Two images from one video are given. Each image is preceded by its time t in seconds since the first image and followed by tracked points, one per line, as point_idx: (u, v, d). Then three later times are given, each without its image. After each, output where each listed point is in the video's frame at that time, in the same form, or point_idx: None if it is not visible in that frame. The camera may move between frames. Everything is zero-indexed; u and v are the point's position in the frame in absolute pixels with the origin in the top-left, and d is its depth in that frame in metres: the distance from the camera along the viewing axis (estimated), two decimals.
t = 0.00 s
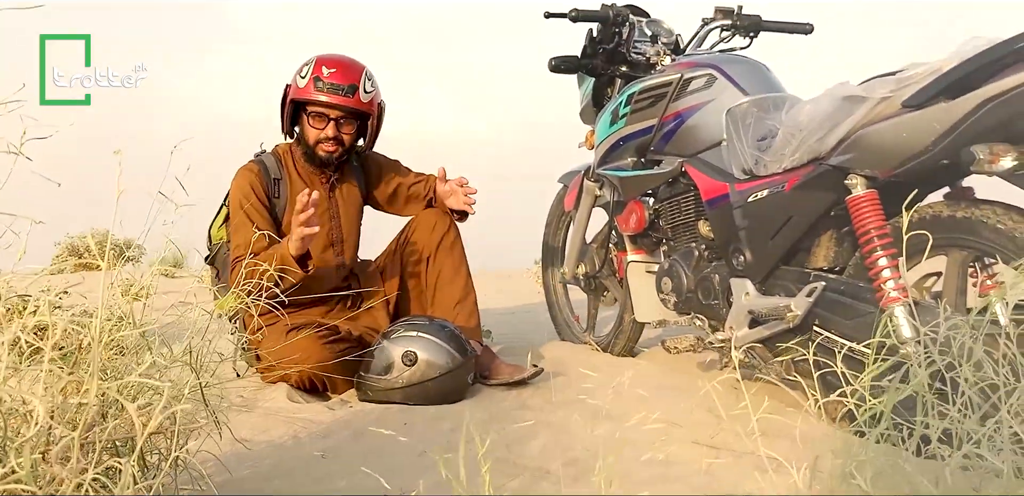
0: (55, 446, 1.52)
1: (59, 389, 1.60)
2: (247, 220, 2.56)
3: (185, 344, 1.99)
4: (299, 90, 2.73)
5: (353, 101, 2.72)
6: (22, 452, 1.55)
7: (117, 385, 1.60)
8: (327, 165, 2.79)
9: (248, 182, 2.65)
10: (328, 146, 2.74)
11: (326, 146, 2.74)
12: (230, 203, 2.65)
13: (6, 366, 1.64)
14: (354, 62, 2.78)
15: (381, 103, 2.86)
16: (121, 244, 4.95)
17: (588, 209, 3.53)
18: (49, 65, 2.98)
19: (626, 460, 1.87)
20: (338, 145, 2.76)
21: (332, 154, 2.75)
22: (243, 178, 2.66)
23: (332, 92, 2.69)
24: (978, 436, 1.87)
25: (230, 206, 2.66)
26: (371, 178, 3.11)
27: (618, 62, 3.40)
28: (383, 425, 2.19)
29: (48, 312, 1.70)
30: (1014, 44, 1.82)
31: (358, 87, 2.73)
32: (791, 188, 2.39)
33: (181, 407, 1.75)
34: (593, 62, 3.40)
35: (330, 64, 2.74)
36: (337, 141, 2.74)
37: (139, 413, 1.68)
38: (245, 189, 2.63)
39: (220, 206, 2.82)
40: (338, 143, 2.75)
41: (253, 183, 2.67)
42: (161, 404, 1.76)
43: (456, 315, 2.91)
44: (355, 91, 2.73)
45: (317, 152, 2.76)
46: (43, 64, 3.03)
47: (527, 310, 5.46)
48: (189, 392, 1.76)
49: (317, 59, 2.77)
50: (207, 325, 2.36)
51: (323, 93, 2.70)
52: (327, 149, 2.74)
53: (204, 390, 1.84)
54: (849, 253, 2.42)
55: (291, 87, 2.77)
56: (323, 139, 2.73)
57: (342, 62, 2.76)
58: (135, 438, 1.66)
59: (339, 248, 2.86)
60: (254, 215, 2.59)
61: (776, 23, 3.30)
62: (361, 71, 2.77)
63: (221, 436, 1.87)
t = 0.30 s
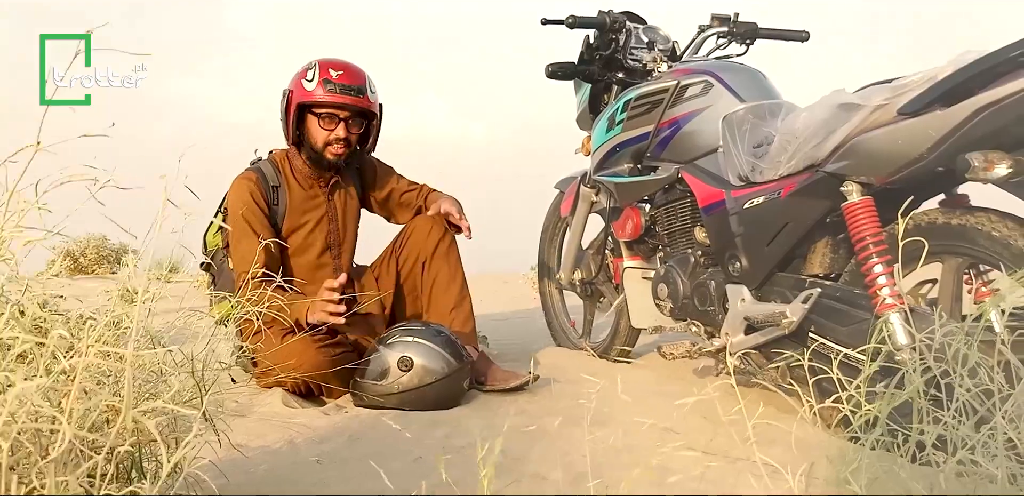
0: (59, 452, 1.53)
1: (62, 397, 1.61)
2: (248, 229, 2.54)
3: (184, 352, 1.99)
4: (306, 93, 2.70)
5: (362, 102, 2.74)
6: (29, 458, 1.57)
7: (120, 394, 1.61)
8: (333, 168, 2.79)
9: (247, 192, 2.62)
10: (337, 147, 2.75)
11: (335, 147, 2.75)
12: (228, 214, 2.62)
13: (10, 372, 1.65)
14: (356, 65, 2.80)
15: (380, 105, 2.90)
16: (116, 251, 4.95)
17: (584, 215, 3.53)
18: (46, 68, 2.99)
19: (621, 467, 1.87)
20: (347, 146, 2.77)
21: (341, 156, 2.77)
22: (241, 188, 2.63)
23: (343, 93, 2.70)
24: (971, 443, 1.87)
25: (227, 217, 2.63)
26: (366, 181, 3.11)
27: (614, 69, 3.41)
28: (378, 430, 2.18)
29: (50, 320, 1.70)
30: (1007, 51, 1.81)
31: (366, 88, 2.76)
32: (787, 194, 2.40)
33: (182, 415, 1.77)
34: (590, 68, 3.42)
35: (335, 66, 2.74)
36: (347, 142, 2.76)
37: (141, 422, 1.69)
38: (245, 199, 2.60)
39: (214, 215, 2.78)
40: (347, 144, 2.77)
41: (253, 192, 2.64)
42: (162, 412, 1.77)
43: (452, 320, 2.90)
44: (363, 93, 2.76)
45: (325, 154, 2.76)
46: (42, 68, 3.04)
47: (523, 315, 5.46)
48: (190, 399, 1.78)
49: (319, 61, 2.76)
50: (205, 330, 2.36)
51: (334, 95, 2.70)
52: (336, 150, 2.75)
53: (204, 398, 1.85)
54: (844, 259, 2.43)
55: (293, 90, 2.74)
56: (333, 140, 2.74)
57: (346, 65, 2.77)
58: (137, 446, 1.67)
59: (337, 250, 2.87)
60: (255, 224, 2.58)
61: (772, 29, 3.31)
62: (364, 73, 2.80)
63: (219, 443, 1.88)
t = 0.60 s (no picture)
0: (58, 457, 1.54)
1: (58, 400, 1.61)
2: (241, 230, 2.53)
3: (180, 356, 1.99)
4: (311, 97, 2.70)
5: (366, 111, 2.76)
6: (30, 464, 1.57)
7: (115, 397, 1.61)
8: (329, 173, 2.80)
9: (241, 193, 2.61)
10: (336, 153, 2.75)
11: (333, 153, 2.75)
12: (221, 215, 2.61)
13: (8, 378, 1.66)
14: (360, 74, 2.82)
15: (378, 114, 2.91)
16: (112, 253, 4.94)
17: (581, 219, 3.53)
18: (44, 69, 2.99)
19: (617, 470, 1.87)
20: (345, 153, 2.77)
21: (338, 162, 2.77)
22: (235, 189, 2.62)
23: (348, 100, 2.71)
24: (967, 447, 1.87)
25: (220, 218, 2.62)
26: (362, 184, 3.10)
27: (611, 73, 3.41)
28: (374, 434, 2.18)
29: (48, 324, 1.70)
30: (1002, 56, 1.82)
31: (370, 98, 2.78)
32: (783, 198, 2.40)
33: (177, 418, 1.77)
34: (586, 72, 3.43)
35: (341, 73, 2.75)
36: (345, 149, 2.76)
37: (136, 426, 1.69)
38: (238, 200, 2.59)
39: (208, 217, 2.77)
40: (345, 151, 2.77)
41: (247, 194, 2.63)
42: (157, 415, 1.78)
43: (449, 324, 2.90)
44: (367, 102, 2.77)
45: (323, 159, 2.76)
46: (41, 69, 3.05)
47: (519, 319, 5.46)
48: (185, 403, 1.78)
49: (325, 67, 2.76)
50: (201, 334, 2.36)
51: (339, 101, 2.70)
52: (334, 156, 2.75)
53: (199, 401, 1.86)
54: (840, 263, 2.44)
55: (297, 93, 2.73)
56: (332, 146, 2.73)
57: (351, 73, 2.79)
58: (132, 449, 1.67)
59: (331, 253, 2.87)
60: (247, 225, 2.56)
61: (769, 34, 3.32)
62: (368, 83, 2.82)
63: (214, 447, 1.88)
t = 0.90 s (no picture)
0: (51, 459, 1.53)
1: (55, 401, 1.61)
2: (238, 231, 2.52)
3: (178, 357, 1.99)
4: (320, 102, 2.66)
5: (374, 119, 2.74)
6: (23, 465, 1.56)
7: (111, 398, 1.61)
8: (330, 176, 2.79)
9: (239, 193, 2.61)
10: (340, 159, 2.74)
11: (337, 159, 2.74)
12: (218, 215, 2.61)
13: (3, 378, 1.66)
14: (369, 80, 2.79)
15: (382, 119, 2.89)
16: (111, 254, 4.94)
17: (580, 220, 3.53)
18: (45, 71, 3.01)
19: (616, 471, 1.87)
20: (348, 158, 2.76)
21: (341, 167, 2.76)
22: (233, 190, 2.62)
23: (358, 109, 2.69)
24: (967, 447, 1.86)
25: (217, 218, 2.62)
26: (361, 185, 3.10)
27: (610, 74, 3.41)
28: (373, 435, 2.17)
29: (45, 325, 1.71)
30: (1001, 56, 1.82)
31: (378, 106, 2.76)
32: (781, 199, 2.40)
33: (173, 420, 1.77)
34: (585, 73, 3.43)
35: (352, 79, 2.72)
36: (350, 155, 2.75)
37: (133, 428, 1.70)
38: (235, 200, 2.59)
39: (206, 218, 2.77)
40: (348, 157, 2.76)
41: (245, 195, 2.63)
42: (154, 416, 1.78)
43: (447, 325, 2.90)
44: (375, 110, 2.75)
45: (326, 164, 2.75)
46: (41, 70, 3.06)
47: (519, 320, 5.46)
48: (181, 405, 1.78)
49: (335, 71, 2.72)
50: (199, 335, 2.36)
51: (349, 109, 2.68)
52: (338, 162, 2.75)
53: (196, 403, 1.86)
54: (839, 264, 2.43)
55: (306, 96, 2.68)
56: (337, 152, 2.72)
57: (361, 79, 2.76)
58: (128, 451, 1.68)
59: (329, 255, 2.86)
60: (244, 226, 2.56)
61: (768, 35, 3.32)
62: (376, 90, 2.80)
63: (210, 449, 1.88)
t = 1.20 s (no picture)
0: (51, 459, 1.53)
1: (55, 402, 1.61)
2: (238, 230, 2.52)
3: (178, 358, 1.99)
4: (322, 104, 2.66)
5: (375, 121, 2.74)
6: (22, 466, 1.56)
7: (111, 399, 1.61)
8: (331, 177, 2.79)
9: (239, 194, 2.61)
10: (341, 160, 2.74)
11: (338, 160, 2.74)
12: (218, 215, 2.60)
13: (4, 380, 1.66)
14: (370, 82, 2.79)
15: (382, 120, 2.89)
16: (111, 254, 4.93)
17: (578, 220, 3.53)
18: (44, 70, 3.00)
19: (616, 472, 1.86)
20: (350, 160, 2.76)
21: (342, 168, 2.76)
22: (233, 190, 2.62)
23: (360, 111, 2.69)
24: (967, 446, 1.86)
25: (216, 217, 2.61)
26: (360, 185, 3.10)
27: (609, 73, 3.41)
28: (372, 435, 2.17)
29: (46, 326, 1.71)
30: (1000, 56, 1.82)
31: (379, 107, 2.76)
32: (780, 198, 2.40)
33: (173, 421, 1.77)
34: (584, 73, 3.42)
35: (354, 81, 2.72)
36: (351, 157, 2.75)
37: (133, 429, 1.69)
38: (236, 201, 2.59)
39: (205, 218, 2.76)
40: (350, 158, 2.76)
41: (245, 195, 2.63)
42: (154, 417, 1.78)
43: (447, 325, 2.89)
44: (377, 112, 2.75)
45: (327, 165, 2.75)
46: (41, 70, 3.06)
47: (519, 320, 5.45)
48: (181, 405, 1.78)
49: (337, 73, 2.72)
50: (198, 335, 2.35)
51: (351, 111, 2.67)
52: (340, 163, 2.74)
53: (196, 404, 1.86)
54: (838, 263, 2.43)
55: (307, 97, 2.68)
56: (339, 153, 2.72)
57: (362, 80, 2.75)
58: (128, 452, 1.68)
59: (329, 255, 2.86)
60: (244, 226, 2.56)
61: (767, 34, 3.32)
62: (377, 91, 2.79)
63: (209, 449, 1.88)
